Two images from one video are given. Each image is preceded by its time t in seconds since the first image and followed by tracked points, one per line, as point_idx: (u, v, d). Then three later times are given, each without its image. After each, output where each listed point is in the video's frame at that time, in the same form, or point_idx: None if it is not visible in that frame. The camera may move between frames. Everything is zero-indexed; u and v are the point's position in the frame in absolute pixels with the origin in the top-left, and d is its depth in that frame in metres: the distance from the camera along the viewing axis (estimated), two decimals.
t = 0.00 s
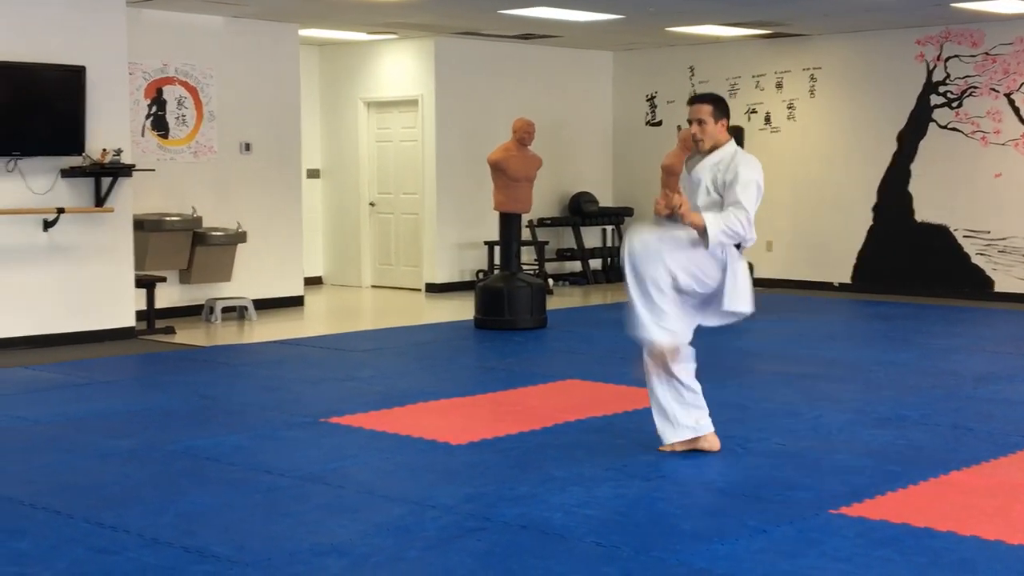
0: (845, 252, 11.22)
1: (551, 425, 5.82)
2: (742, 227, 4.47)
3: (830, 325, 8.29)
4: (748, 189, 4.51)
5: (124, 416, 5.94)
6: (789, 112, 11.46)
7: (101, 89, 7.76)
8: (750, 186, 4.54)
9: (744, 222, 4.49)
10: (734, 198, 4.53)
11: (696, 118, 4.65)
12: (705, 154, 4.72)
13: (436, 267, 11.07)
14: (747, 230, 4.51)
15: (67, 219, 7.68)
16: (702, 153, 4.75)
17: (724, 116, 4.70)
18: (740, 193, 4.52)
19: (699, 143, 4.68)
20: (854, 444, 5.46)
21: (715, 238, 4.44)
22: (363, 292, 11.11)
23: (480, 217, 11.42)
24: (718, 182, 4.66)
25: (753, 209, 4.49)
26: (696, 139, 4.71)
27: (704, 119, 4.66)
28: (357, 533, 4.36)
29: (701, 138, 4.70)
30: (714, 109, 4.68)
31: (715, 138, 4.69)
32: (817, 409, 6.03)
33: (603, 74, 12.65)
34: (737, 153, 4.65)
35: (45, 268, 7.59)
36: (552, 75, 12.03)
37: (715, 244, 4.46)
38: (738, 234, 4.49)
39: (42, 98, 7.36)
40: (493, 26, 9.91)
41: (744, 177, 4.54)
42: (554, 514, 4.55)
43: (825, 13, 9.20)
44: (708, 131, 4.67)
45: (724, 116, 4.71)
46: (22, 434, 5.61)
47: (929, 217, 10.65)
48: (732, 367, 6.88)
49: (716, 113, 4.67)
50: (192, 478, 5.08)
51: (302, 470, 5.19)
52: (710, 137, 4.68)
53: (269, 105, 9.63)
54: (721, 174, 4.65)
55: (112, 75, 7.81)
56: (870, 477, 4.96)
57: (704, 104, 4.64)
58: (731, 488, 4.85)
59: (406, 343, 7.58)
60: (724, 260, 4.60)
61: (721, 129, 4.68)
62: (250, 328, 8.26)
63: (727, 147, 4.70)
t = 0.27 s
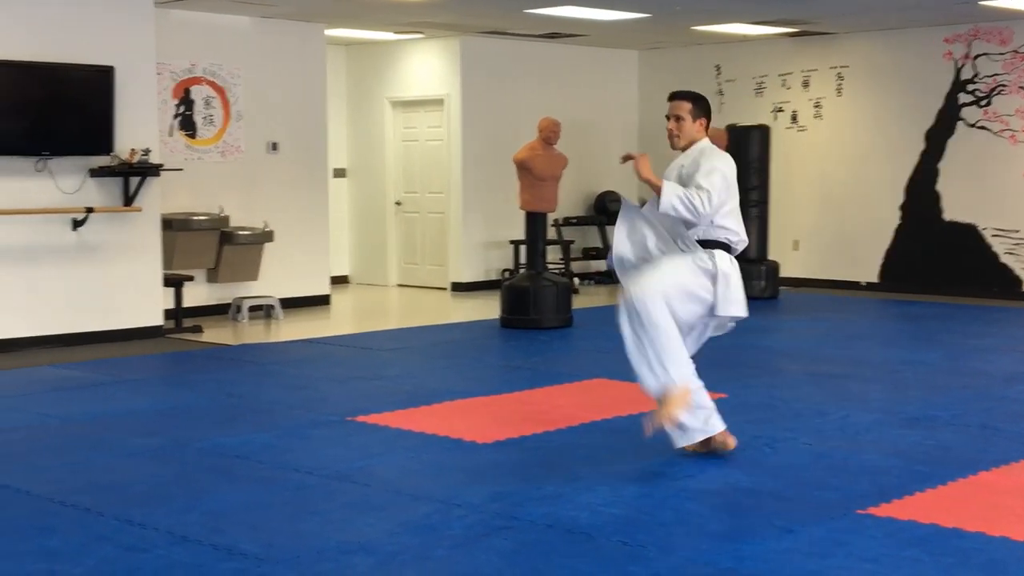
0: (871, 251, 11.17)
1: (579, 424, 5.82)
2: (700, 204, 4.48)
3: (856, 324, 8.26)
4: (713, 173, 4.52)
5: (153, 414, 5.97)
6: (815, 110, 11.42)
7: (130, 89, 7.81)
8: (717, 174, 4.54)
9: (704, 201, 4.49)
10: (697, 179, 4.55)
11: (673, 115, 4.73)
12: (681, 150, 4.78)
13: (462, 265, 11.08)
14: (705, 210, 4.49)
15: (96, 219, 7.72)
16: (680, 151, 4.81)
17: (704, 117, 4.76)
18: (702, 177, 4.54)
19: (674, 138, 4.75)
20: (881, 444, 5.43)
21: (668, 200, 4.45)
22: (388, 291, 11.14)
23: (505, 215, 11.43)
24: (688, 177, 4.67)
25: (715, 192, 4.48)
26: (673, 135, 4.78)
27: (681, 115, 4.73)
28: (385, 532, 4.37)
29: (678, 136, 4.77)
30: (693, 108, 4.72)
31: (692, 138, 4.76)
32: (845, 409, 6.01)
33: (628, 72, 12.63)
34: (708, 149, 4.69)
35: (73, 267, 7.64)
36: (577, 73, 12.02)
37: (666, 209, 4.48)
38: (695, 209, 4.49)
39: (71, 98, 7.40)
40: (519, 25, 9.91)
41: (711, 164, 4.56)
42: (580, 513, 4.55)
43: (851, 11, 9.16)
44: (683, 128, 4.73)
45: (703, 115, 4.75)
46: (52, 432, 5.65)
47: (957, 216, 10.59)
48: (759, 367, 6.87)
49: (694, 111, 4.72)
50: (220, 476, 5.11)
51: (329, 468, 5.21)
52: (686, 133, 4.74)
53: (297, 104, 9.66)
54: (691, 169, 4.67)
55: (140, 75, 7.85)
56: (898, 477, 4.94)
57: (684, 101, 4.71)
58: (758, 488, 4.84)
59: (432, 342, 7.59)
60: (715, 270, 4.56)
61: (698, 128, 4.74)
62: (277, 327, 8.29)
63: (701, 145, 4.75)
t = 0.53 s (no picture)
0: (906, 249, 11.10)
1: (613, 422, 5.81)
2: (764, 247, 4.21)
3: (890, 323, 8.20)
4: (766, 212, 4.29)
5: (188, 411, 6.01)
6: (850, 108, 11.36)
7: (165, 87, 7.86)
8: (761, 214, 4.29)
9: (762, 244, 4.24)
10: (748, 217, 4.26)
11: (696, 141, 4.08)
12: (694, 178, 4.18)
13: (493, 263, 11.09)
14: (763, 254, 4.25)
15: (131, 217, 7.78)
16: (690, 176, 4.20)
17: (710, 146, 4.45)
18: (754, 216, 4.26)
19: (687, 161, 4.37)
20: (917, 444, 5.39)
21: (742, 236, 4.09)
22: (420, 289, 11.17)
23: (537, 213, 11.43)
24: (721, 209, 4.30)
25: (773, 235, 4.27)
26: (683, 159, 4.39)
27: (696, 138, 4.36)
28: (418, 529, 4.38)
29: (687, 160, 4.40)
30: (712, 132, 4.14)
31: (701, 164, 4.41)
32: (880, 408, 5.97)
33: (660, 70, 12.60)
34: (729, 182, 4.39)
35: (108, 264, 7.70)
36: (608, 71, 12.00)
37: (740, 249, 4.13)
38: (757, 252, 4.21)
39: (107, 96, 7.47)
40: (551, 23, 9.90)
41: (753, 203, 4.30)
42: (613, 511, 4.54)
43: (885, 7, 9.10)
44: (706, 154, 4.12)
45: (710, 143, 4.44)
46: (89, 428, 5.70)
47: (994, 214, 10.50)
48: (792, 365, 6.84)
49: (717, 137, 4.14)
50: (254, 472, 5.13)
51: (362, 465, 5.23)
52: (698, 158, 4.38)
53: (330, 103, 9.71)
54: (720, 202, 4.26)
55: (175, 74, 7.91)
56: (934, 477, 4.91)
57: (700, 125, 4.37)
58: (793, 488, 4.81)
59: (464, 340, 7.60)
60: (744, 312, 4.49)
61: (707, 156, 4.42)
62: (310, 324, 8.32)
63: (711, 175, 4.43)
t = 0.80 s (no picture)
0: (938, 248, 11.03)
1: (643, 421, 5.80)
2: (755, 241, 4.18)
3: (921, 322, 8.15)
4: (768, 202, 4.23)
5: (220, 408, 6.05)
6: (881, 106, 11.30)
7: (197, 86, 7.90)
8: (768, 201, 4.25)
9: (757, 236, 4.21)
10: (747, 209, 4.23)
11: (699, 129, 4.30)
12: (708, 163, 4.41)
13: (523, 262, 11.09)
14: (758, 246, 4.22)
15: (163, 215, 7.83)
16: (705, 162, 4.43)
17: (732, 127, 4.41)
18: (754, 205, 4.22)
19: (702, 152, 4.37)
20: (949, 444, 5.36)
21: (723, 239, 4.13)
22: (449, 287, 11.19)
23: (567, 212, 11.41)
24: (730, 196, 4.36)
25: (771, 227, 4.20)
26: (700, 148, 4.40)
27: (711, 126, 4.34)
28: (450, 526, 4.39)
29: (705, 148, 4.39)
30: (720, 117, 4.33)
31: (720, 151, 4.40)
32: (913, 407, 5.94)
33: (689, 68, 12.57)
34: (746, 167, 4.35)
35: (140, 262, 7.75)
36: (637, 69, 11.97)
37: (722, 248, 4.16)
38: (749, 246, 4.19)
39: (140, 95, 7.51)
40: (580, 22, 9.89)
41: (760, 189, 4.25)
42: (644, 510, 4.53)
43: (916, 5, 9.04)
44: (713, 140, 4.35)
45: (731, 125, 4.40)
46: (121, 425, 5.74)
47: None
48: (823, 364, 6.81)
49: (723, 121, 4.33)
50: (285, 469, 5.15)
51: (393, 463, 5.24)
52: (714, 146, 4.37)
53: (361, 101, 9.73)
54: (732, 188, 4.37)
55: (207, 72, 7.95)
56: (967, 477, 4.87)
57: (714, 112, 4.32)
58: (824, 487, 4.79)
59: (494, 338, 7.61)
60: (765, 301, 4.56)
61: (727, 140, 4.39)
62: (340, 322, 8.35)
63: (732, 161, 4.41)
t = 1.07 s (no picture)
0: (962, 248, 10.97)
1: (666, 420, 5.80)
2: (762, 227, 4.21)
3: (946, 322, 8.11)
4: (779, 188, 4.23)
5: (244, 405, 6.07)
6: (907, 105, 11.24)
7: (221, 85, 7.94)
8: (782, 185, 4.26)
9: (765, 221, 4.23)
10: (759, 196, 4.27)
11: (725, 114, 4.38)
12: (736, 149, 4.47)
13: (546, 261, 11.09)
14: (767, 231, 4.24)
15: (188, 214, 7.87)
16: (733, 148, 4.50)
17: (758, 111, 4.43)
18: (765, 191, 4.25)
19: (727, 137, 4.43)
20: (975, 445, 5.33)
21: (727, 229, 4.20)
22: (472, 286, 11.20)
23: (589, 211, 11.40)
24: (750, 181, 4.40)
25: (779, 212, 4.21)
26: (726, 133, 4.45)
27: (735, 111, 4.39)
28: (473, 525, 4.39)
29: (731, 133, 4.45)
30: (746, 103, 4.39)
31: (747, 136, 4.44)
32: (938, 408, 5.91)
33: (713, 67, 12.55)
34: (768, 151, 4.38)
35: (164, 261, 7.79)
36: (660, 69, 11.95)
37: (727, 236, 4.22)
38: (756, 232, 4.23)
39: (165, 95, 7.55)
40: (602, 21, 9.89)
41: (774, 174, 4.27)
42: (667, 509, 4.52)
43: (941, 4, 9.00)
44: (737, 126, 4.41)
45: (758, 109, 4.42)
46: (147, 422, 5.77)
47: None
48: (847, 365, 6.78)
49: (748, 107, 4.39)
50: (308, 467, 5.17)
51: (416, 461, 5.25)
52: (740, 131, 4.42)
53: (384, 100, 9.75)
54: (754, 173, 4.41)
55: (232, 72, 7.98)
56: (993, 479, 4.85)
57: (737, 97, 4.37)
58: (848, 487, 4.78)
59: (516, 337, 7.61)
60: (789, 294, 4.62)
61: (753, 124, 4.42)
62: (363, 321, 8.37)
63: (758, 145, 4.44)
